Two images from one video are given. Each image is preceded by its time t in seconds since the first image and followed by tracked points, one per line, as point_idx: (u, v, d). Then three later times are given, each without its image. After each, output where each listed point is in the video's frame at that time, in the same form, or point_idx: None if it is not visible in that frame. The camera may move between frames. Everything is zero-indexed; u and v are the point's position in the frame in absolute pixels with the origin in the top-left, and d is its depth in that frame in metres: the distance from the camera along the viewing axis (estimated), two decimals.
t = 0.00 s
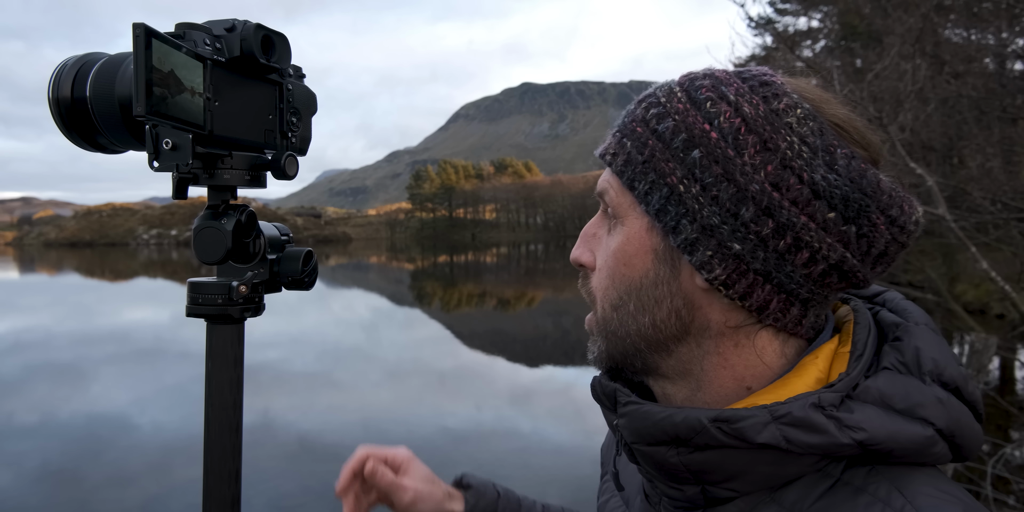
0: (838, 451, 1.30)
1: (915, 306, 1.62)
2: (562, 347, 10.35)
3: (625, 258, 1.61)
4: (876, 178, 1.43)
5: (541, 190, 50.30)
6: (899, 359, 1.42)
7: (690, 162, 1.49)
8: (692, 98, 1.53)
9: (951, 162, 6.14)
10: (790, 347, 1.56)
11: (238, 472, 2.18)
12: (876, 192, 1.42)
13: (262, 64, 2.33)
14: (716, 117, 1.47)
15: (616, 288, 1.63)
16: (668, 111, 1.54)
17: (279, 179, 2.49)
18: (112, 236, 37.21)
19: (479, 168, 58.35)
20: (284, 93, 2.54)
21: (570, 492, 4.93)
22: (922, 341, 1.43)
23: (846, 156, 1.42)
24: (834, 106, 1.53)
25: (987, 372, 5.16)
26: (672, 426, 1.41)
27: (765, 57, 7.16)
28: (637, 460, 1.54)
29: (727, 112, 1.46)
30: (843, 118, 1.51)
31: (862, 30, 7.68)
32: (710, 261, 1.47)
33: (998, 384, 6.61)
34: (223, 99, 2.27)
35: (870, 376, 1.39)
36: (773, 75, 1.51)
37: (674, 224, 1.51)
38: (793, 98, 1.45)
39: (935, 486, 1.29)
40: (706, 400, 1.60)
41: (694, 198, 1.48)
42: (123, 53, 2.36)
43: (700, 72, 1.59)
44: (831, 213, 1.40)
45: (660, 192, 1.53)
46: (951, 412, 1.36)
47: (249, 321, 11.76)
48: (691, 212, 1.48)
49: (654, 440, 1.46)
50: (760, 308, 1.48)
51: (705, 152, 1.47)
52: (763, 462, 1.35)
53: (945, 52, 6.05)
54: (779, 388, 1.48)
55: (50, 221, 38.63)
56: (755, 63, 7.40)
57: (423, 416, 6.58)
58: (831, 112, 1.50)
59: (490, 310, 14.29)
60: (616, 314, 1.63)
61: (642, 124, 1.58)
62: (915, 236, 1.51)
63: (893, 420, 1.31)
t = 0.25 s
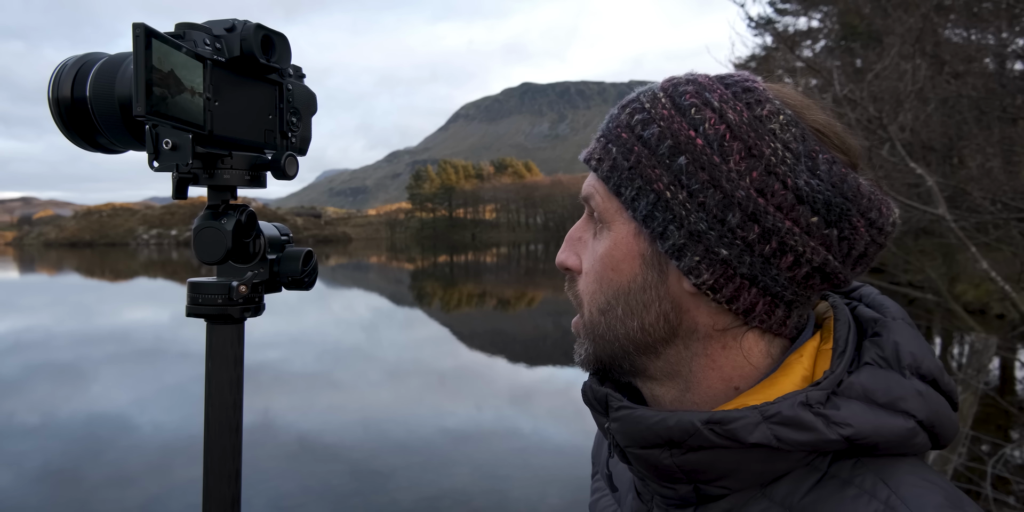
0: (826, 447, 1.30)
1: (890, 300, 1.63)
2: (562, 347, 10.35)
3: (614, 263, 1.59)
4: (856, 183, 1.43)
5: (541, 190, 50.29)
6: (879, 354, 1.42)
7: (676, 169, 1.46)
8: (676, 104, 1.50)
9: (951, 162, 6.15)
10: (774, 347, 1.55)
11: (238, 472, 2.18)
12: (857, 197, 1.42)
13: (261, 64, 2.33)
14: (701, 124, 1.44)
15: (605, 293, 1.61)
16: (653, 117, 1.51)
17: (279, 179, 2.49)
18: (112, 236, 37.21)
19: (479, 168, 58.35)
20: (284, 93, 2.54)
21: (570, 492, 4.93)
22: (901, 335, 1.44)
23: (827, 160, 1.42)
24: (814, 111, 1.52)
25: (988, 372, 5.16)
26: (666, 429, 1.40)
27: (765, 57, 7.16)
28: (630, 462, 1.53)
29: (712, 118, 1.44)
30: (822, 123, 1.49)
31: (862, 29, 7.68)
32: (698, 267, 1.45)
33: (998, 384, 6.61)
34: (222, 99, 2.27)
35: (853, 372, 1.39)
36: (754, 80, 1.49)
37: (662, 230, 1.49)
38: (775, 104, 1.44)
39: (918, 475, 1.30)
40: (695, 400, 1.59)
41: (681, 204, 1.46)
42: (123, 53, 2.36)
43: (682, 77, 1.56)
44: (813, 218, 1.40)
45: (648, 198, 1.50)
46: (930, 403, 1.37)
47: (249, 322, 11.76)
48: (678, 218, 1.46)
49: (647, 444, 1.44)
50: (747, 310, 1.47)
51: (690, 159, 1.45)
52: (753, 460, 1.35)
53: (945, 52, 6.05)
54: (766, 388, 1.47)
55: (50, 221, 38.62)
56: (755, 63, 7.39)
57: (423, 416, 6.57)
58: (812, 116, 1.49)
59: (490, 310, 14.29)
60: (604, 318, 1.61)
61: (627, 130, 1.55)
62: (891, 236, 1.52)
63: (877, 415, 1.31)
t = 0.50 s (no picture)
0: (818, 446, 1.30)
1: (881, 299, 1.62)
2: (562, 347, 10.35)
3: (607, 267, 1.59)
4: (844, 184, 1.43)
5: (541, 190, 50.28)
6: (870, 354, 1.42)
7: (666, 174, 1.47)
8: (665, 110, 1.50)
9: (951, 162, 6.14)
10: (767, 347, 1.55)
11: (238, 472, 2.18)
12: (844, 198, 1.41)
13: (261, 64, 2.34)
14: (690, 129, 1.45)
15: (600, 296, 1.61)
16: (643, 124, 1.52)
17: (279, 179, 2.49)
18: (112, 236, 37.22)
19: (479, 168, 58.36)
20: (284, 93, 2.54)
21: (570, 492, 4.92)
22: (891, 335, 1.43)
23: (815, 163, 1.41)
24: (802, 114, 1.51)
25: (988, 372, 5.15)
26: (661, 430, 1.40)
27: (765, 57, 7.16)
28: (627, 461, 1.53)
29: (700, 124, 1.44)
30: (810, 126, 1.49)
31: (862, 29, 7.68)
32: (688, 270, 1.45)
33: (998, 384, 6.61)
34: (222, 99, 2.27)
35: (844, 372, 1.39)
36: (742, 85, 1.49)
37: (653, 234, 1.49)
38: (763, 108, 1.44)
39: (907, 472, 1.30)
40: (690, 399, 1.59)
41: (671, 208, 1.46)
42: (123, 53, 2.36)
43: (672, 83, 1.57)
44: (802, 220, 1.40)
45: (639, 203, 1.51)
46: (919, 402, 1.37)
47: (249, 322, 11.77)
48: (668, 222, 1.46)
49: (643, 444, 1.44)
50: (738, 312, 1.47)
51: (679, 164, 1.45)
52: (747, 459, 1.35)
53: (945, 53, 6.06)
54: (759, 389, 1.46)
55: (50, 221, 38.63)
56: (755, 63, 7.39)
57: (423, 416, 6.57)
58: (800, 119, 1.49)
59: (490, 310, 14.28)
60: (599, 321, 1.62)
61: (618, 136, 1.56)
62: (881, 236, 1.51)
63: (867, 414, 1.31)
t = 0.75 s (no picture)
0: (810, 448, 1.30)
1: (876, 300, 1.62)
2: (562, 347, 10.35)
3: (600, 269, 1.60)
4: (834, 185, 1.42)
5: (541, 190, 50.28)
6: (863, 355, 1.41)
7: (655, 177, 1.47)
8: (656, 113, 1.51)
9: (951, 162, 6.13)
10: (761, 348, 1.54)
11: (237, 472, 2.18)
12: (834, 200, 1.40)
13: (261, 64, 2.34)
14: (679, 132, 1.45)
15: (593, 297, 1.61)
16: (634, 127, 1.52)
17: (279, 179, 2.49)
18: (112, 236, 37.24)
19: (479, 168, 58.36)
20: (284, 93, 2.54)
21: (569, 492, 4.93)
22: (884, 336, 1.43)
23: (804, 165, 1.40)
24: (794, 115, 1.50)
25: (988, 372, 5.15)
26: (655, 434, 1.40)
27: (765, 57, 7.16)
28: (623, 464, 1.53)
29: (688, 126, 1.44)
30: (801, 127, 1.48)
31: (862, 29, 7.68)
32: (677, 272, 1.45)
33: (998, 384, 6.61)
34: (222, 99, 2.27)
35: (837, 373, 1.39)
36: (733, 87, 1.48)
37: (642, 237, 1.50)
38: (752, 110, 1.43)
39: (901, 473, 1.29)
40: (684, 401, 1.59)
41: (660, 211, 1.46)
42: (123, 53, 2.36)
43: (664, 85, 1.56)
44: (790, 222, 1.39)
45: (629, 206, 1.51)
46: (912, 403, 1.37)
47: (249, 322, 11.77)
48: (657, 225, 1.47)
49: (638, 447, 1.44)
50: (728, 313, 1.47)
51: (668, 167, 1.45)
52: (741, 461, 1.35)
53: (945, 53, 6.06)
54: (753, 390, 1.46)
55: (50, 221, 38.65)
56: (755, 63, 7.40)
57: (423, 416, 6.57)
58: (790, 121, 1.48)
59: (490, 310, 14.28)
60: (593, 323, 1.63)
61: (609, 139, 1.56)
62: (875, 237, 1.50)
63: (860, 415, 1.31)
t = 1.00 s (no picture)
0: (812, 449, 1.30)
1: (875, 300, 1.62)
2: (562, 347, 10.35)
3: (599, 272, 1.60)
4: (834, 187, 1.41)
5: (541, 190, 50.29)
6: (863, 356, 1.41)
7: (654, 180, 1.47)
8: (654, 116, 1.51)
9: (951, 162, 6.13)
10: (761, 350, 1.54)
11: (238, 472, 2.18)
12: (833, 201, 1.40)
13: (262, 64, 2.34)
14: (677, 135, 1.45)
15: (594, 300, 1.61)
16: (632, 129, 1.52)
17: (279, 179, 2.49)
18: (112, 236, 37.24)
19: (479, 168, 58.35)
20: (284, 93, 2.54)
21: (569, 491, 4.93)
22: (884, 336, 1.43)
23: (803, 167, 1.40)
24: (793, 118, 1.50)
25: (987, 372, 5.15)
26: (655, 436, 1.40)
27: (764, 57, 7.16)
28: (624, 467, 1.52)
29: (687, 129, 1.44)
30: (799, 129, 1.48)
31: (861, 29, 7.69)
32: (677, 274, 1.46)
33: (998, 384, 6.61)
34: (223, 98, 2.27)
35: (837, 374, 1.39)
36: (731, 88, 1.48)
37: (642, 240, 1.50)
38: (750, 112, 1.43)
39: (901, 473, 1.30)
40: (685, 403, 1.59)
41: (659, 214, 1.46)
42: (123, 53, 2.36)
43: (661, 87, 1.57)
44: (789, 224, 1.40)
45: (628, 208, 1.52)
46: (912, 403, 1.37)
47: (249, 322, 11.77)
48: (657, 228, 1.47)
49: (639, 450, 1.44)
50: (728, 316, 1.47)
51: (667, 170, 1.46)
52: (742, 462, 1.35)
53: (945, 53, 6.06)
54: (753, 391, 1.46)
55: (50, 221, 38.69)
56: (755, 63, 7.40)
57: (423, 416, 6.57)
58: (788, 123, 1.48)
59: (490, 310, 14.28)
60: (592, 326, 1.62)
61: (608, 142, 1.57)
62: (875, 239, 1.50)
63: (860, 416, 1.31)
